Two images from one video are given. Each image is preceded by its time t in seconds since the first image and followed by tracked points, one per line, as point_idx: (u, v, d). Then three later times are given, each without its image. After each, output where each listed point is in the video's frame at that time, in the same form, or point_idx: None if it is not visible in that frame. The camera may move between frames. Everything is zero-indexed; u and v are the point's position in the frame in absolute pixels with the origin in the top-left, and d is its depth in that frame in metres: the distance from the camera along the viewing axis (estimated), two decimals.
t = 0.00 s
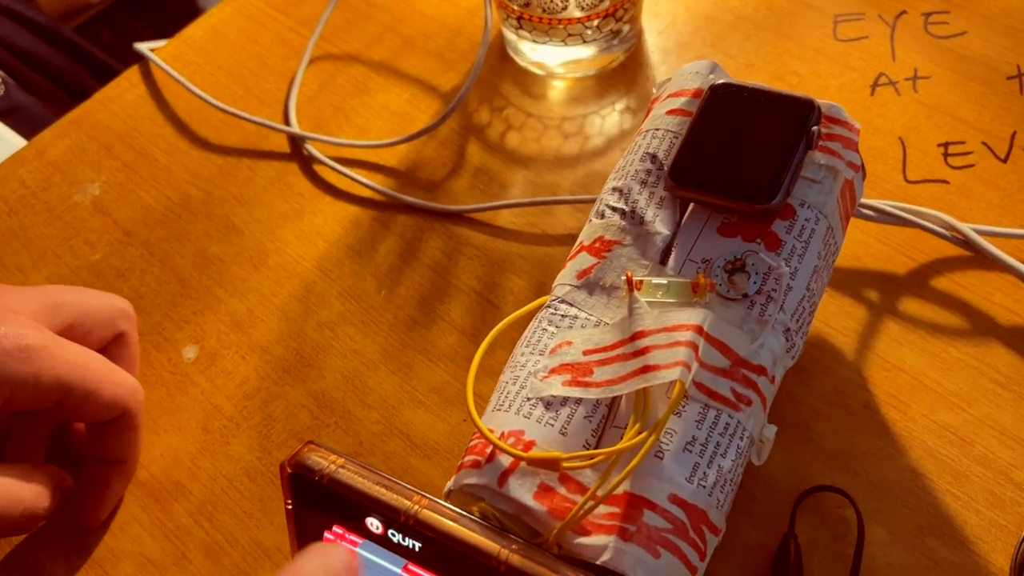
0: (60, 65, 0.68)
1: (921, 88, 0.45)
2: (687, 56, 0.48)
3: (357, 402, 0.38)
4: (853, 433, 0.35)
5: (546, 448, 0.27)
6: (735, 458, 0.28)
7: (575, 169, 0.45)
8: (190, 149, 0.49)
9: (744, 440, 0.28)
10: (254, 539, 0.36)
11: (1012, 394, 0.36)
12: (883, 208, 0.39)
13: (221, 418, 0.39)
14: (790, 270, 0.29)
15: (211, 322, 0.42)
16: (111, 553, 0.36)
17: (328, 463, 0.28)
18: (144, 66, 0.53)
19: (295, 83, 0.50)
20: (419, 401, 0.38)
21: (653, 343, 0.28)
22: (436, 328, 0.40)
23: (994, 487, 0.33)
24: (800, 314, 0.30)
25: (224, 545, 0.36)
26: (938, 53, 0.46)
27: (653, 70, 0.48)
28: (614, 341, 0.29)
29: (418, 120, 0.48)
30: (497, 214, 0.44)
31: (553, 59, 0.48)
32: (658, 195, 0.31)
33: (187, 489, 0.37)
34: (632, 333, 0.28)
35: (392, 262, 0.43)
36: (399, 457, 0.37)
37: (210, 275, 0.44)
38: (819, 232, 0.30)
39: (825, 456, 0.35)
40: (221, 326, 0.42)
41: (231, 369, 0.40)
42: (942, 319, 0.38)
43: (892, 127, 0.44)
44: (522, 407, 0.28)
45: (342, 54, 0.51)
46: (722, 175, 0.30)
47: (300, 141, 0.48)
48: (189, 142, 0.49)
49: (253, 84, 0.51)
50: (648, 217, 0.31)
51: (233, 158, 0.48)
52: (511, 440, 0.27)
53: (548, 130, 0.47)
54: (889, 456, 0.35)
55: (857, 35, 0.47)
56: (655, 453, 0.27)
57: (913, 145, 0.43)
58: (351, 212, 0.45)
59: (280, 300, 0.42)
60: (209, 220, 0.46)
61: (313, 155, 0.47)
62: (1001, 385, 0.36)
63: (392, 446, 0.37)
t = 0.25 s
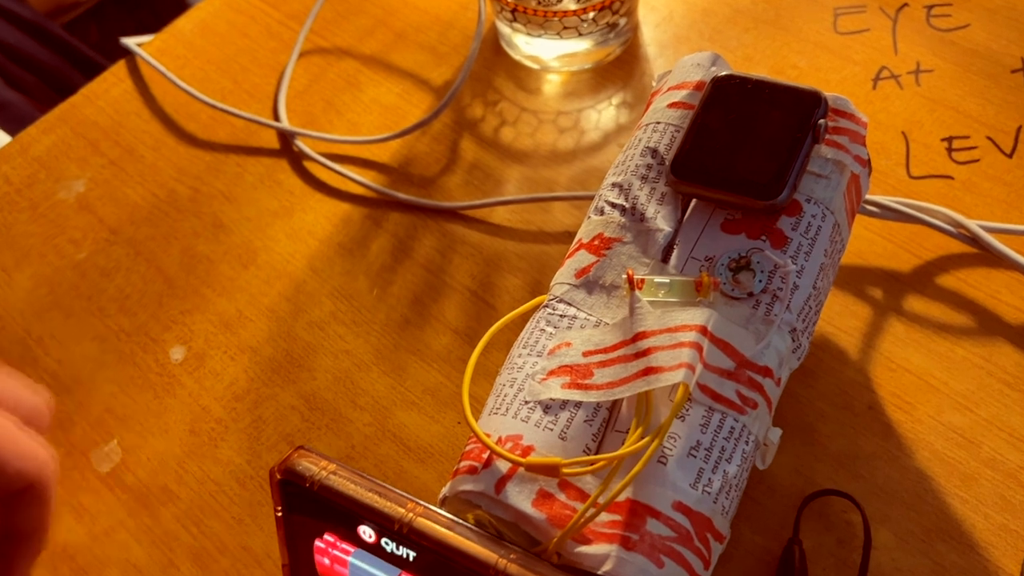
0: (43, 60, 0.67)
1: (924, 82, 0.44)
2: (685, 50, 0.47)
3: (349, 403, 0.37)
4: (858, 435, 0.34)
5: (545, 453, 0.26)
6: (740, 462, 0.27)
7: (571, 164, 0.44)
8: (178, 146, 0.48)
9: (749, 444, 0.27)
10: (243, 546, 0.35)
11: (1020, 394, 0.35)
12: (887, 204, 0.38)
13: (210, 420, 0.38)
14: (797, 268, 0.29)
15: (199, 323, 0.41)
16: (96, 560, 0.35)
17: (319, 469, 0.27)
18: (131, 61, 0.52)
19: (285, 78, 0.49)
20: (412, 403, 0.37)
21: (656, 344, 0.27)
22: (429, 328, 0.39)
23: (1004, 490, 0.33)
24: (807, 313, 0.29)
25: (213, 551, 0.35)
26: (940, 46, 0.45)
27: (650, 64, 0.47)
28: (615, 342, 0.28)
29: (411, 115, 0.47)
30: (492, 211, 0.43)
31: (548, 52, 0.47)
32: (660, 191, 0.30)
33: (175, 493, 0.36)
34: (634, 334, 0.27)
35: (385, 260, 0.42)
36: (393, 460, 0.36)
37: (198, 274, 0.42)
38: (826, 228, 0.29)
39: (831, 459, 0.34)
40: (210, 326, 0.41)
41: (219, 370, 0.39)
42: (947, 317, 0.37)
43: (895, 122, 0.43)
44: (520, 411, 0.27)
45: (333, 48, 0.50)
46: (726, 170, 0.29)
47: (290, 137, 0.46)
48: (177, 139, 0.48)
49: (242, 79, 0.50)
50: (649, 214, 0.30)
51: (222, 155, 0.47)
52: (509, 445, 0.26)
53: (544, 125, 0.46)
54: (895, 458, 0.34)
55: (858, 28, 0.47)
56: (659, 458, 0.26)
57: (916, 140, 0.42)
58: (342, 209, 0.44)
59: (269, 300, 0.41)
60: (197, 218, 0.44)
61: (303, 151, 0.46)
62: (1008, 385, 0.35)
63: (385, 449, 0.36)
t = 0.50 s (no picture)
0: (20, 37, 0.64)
1: (931, 71, 0.42)
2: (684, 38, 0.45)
3: (335, 410, 0.36)
4: (864, 442, 0.33)
5: (536, 472, 0.25)
6: (744, 479, 0.25)
7: (567, 158, 0.42)
8: (160, 140, 0.46)
9: (753, 459, 0.26)
10: (224, 561, 0.33)
11: None
12: (896, 199, 0.37)
13: (189, 428, 0.36)
14: (802, 272, 0.27)
15: (180, 326, 0.39)
16: None
17: (296, 489, 0.25)
18: (112, 53, 0.50)
19: (270, 70, 0.47)
20: (401, 410, 0.36)
21: (654, 354, 0.25)
22: (419, 330, 0.38)
23: (1016, 500, 0.31)
24: (813, 319, 0.27)
25: (192, 568, 0.33)
26: (948, 33, 0.43)
27: (648, 53, 0.45)
28: (610, 351, 0.26)
29: (401, 107, 0.45)
30: (485, 208, 0.41)
31: (542, 41, 0.45)
32: (657, 190, 0.29)
33: (153, 506, 0.35)
34: (630, 343, 0.26)
35: (373, 259, 0.40)
36: (380, 471, 0.34)
37: (180, 275, 0.41)
38: (832, 229, 0.28)
39: (836, 468, 0.33)
40: (191, 330, 0.39)
41: (200, 376, 0.38)
42: (958, 317, 0.36)
43: (901, 113, 0.41)
44: (510, 425, 0.26)
45: (320, 38, 0.48)
46: (726, 168, 0.28)
47: (276, 130, 0.45)
48: (159, 133, 0.46)
49: (227, 70, 0.48)
50: (646, 214, 0.28)
51: (205, 149, 0.45)
52: (498, 463, 0.25)
53: (538, 117, 0.44)
54: (905, 467, 0.33)
55: (862, 15, 0.45)
56: (657, 477, 0.24)
57: (924, 132, 0.40)
58: (330, 206, 0.42)
59: (253, 301, 0.40)
60: (179, 216, 0.43)
61: (289, 145, 0.44)
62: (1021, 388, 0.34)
63: (373, 458, 0.35)
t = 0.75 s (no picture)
0: None
1: (938, 63, 0.41)
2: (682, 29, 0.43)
3: (319, 419, 0.35)
4: (871, 452, 0.32)
5: (524, 493, 0.24)
6: (745, 499, 0.24)
7: (561, 154, 0.41)
8: (141, 136, 0.44)
9: (754, 477, 0.24)
10: None
11: None
12: (903, 197, 0.35)
13: (168, 439, 0.35)
14: (806, 278, 0.26)
15: (160, 331, 0.38)
16: None
17: (268, 513, 0.25)
18: (92, 45, 0.48)
19: (255, 63, 0.45)
20: (389, 419, 0.35)
21: (648, 367, 0.24)
22: (408, 334, 0.37)
23: None
24: (817, 327, 0.26)
25: None
26: (957, 22, 0.42)
27: (645, 45, 0.43)
28: (603, 364, 0.25)
29: (390, 101, 0.44)
30: (476, 206, 0.40)
31: (536, 33, 0.44)
32: (653, 191, 0.27)
33: (129, 521, 0.34)
34: (624, 355, 0.25)
35: (360, 259, 0.39)
36: (365, 483, 0.34)
37: (160, 277, 0.39)
38: (838, 232, 0.26)
39: (842, 479, 0.32)
40: (171, 335, 0.38)
41: (180, 383, 0.37)
42: (969, 320, 0.34)
43: (908, 106, 0.39)
44: (497, 443, 0.24)
45: (307, 30, 0.47)
46: (725, 168, 0.26)
47: (260, 125, 0.43)
48: (140, 128, 0.45)
49: (210, 63, 0.46)
50: (641, 217, 0.27)
51: (187, 145, 0.44)
52: (483, 484, 0.24)
53: (532, 111, 0.42)
54: (914, 477, 0.31)
55: (866, 5, 0.43)
56: (652, 498, 0.23)
57: (932, 125, 0.39)
58: (316, 204, 0.41)
59: (236, 304, 0.38)
60: (160, 215, 0.41)
61: (274, 141, 0.43)
62: None
63: (358, 470, 0.34)
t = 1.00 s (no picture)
0: None
1: (943, 57, 0.39)
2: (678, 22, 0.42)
3: (298, 431, 0.33)
4: (878, 464, 0.30)
5: (511, 514, 0.22)
6: (747, 520, 0.23)
7: (552, 153, 0.39)
8: (116, 135, 0.42)
9: (757, 495, 0.23)
10: None
11: None
12: (910, 196, 0.34)
13: (140, 451, 0.34)
14: (811, 282, 0.24)
15: (133, 338, 0.36)
16: None
17: (237, 535, 0.24)
18: (67, 41, 0.46)
19: (235, 59, 0.43)
20: (371, 431, 0.33)
21: (644, 379, 0.22)
22: (392, 341, 0.35)
23: None
24: (823, 335, 0.24)
25: None
26: (961, 16, 0.40)
27: (639, 39, 0.42)
28: (596, 375, 0.23)
29: (374, 98, 0.42)
30: (464, 207, 0.38)
31: (527, 27, 0.42)
32: (648, 190, 0.26)
33: (98, 539, 0.32)
34: (617, 366, 0.23)
35: (343, 263, 0.37)
36: (347, 498, 0.32)
37: (134, 282, 0.38)
38: (845, 233, 0.25)
39: (848, 493, 0.30)
40: (144, 343, 0.36)
41: (153, 393, 0.35)
42: (978, 325, 0.33)
43: (912, 102, 0.38)
44: (482, 461, 0.23)
45: (289, 25, 0.45)
46: (725, 166, 0.25)
47: (240, 124, 0.41)
48: (114, 127, 0.43)
49: (188, 59, 0.45)
50: (636, 217, 0.25)
51: (164, 144, 0.42)
52: (467, 505, 0.22)
53: (523, 108, 0.41)
54: (924, 491, 0.30)
55: None
56: (649, 520, 0.22)
57: (937, 122, 0.37)
58: (297, 205, 0.39)
59: (212, 310, 0.37)
60: (134, 217, 0.40)
61: (254, 140, 0.41)
62: None
63: (340, 485, 0.32)
